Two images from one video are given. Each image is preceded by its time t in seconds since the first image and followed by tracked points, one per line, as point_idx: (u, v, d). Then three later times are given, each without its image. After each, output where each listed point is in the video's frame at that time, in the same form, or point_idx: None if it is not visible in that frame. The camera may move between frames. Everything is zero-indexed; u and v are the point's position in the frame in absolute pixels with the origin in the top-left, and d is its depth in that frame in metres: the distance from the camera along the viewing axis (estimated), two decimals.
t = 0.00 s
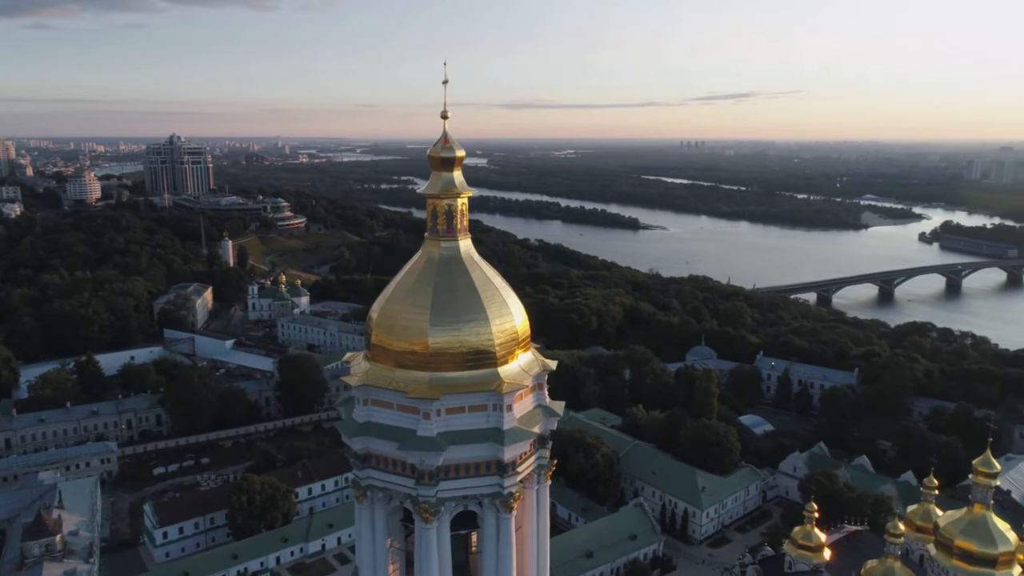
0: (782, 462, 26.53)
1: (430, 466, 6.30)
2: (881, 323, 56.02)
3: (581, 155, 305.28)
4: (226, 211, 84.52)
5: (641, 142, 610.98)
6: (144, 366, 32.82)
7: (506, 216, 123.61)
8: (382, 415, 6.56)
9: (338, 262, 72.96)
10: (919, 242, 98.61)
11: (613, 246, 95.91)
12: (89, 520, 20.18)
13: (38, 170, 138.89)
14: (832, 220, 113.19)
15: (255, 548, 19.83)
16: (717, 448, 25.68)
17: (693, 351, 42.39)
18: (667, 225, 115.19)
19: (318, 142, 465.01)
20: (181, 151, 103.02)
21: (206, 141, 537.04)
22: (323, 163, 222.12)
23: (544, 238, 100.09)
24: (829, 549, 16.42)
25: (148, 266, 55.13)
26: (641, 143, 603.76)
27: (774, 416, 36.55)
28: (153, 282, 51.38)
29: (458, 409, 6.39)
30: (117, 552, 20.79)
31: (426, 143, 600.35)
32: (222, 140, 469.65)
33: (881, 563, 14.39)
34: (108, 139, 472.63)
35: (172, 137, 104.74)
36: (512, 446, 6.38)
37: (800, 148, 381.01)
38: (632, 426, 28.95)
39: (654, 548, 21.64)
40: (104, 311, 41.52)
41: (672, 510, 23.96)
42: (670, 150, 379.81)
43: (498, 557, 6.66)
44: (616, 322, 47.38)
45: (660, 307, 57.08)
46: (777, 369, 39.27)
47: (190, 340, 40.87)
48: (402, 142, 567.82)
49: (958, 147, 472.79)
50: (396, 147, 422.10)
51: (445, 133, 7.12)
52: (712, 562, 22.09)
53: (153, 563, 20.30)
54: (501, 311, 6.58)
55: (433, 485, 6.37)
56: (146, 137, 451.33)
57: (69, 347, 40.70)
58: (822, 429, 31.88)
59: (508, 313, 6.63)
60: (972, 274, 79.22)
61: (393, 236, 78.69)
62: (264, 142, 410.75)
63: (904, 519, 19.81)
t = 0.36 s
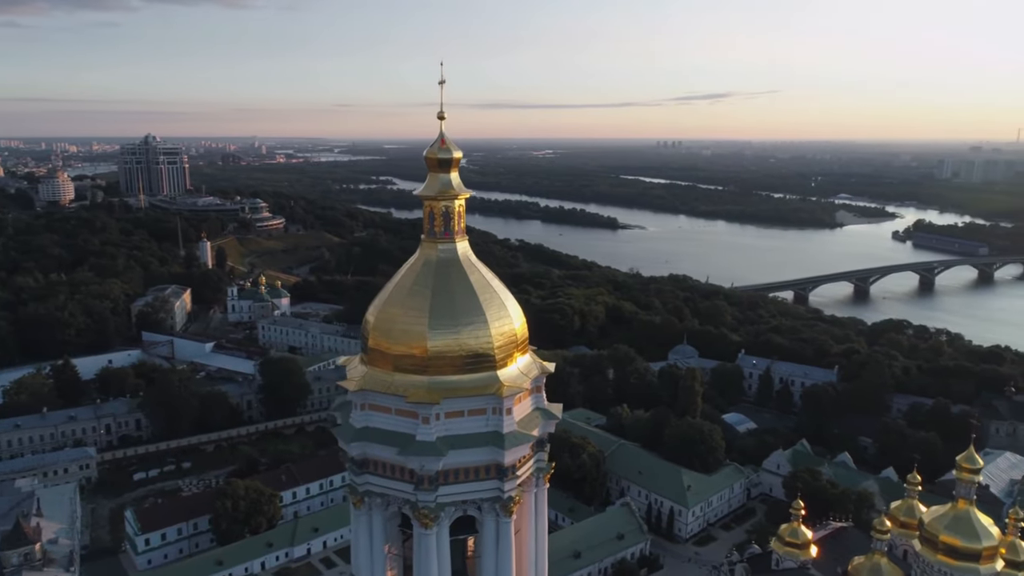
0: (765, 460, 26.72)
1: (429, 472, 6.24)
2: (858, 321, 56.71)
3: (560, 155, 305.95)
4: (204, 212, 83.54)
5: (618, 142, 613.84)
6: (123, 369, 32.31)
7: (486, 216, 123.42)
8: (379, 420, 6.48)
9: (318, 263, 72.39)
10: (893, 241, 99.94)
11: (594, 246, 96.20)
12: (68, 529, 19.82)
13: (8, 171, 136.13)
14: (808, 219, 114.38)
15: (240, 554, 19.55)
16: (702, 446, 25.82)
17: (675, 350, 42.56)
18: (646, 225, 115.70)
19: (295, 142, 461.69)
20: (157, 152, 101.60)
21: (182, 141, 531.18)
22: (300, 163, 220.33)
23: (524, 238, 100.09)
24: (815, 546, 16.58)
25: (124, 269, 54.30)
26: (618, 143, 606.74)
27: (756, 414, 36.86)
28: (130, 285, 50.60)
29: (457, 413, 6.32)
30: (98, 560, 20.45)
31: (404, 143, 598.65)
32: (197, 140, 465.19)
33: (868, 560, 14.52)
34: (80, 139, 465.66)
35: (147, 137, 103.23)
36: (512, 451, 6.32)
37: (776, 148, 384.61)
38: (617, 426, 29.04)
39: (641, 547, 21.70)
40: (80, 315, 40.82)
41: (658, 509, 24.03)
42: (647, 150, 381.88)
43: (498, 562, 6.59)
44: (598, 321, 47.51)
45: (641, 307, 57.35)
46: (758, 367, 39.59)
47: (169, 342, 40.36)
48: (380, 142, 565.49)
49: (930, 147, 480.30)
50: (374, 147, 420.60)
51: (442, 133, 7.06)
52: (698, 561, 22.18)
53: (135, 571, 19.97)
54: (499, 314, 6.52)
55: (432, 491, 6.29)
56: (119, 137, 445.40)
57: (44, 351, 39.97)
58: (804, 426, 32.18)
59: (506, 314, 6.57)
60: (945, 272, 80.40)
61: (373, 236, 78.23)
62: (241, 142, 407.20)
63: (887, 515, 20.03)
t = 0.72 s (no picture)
0: (748, 458, 26.90)
1: (429, 478, 6.17)
2: (834, 319, 57.40)
3: (537, 155, 306.26)
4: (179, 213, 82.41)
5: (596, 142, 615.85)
6: (99, 374, 31.75)
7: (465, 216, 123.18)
8: (376, 425, 6.41)
9: (296, 264, 71.77)
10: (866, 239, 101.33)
11: (573, 246, 96.39)
12: (47, 538, 19.45)
13: None
14: (783, 218, 115.56)
15: (223, 561, 19.24)
16: (686, 445, 25.95)
17: (656, 349, 42.69)
18: (625, 224, 116.16)
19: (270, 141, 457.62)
20: (131, 152, 100.07)
21: (156, 141, 523.79)
22: (277, 163, 218.26)
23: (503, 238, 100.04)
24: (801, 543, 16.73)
25: (99, 271, 53.40)
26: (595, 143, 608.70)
27: (737, 412, 37.14)
28: (105, 288, 49.78)
29: (456, 418, 6.27)
30: (78, 569, 20.09)
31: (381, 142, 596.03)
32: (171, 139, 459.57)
33: (854, 557, 14.68)
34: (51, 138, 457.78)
35: (121, 137, 101.62)
36: (512, 455, 6.27)
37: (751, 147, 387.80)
38: (601, 426, 29.11)
39: (627, 547, 21.75)
40: (55, 318, 40.07)
41: (643, 508, 24.12)
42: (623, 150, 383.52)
43: (496, 568, 6.54)
44: (580, 321, 47.60)
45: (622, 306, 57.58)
46: (739, 365, 39.88)
47: (147, 346, 39.78)
48: (357, 142, 562.14)
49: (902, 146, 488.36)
50: (350, 146, 418.33)
51: (438, 135, 6.98)
52: (684, 560, 22.29)
53: None
54: (498, 316, 6.47)
55: (431, 497, 6.24)
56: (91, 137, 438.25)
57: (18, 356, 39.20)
58: (785, 424, 32.44)
59: (504, 317, 6.53)
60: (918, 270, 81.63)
61: (351, 237, 77.72)
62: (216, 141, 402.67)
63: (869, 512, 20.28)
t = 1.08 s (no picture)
0: (734, 457, 27.04)
1: (430, 484, 6.10)
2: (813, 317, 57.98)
3: (517, 155, 306.43)
4: (157, 214, 81.38)
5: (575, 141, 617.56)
6: (78, 379, 31.23)
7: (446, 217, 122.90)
8: (376, 431, 6.33)
9: (277, 266, 71.19)
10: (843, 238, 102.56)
11: (554, 245, 96.52)
12: (26, 547, 19.09)
13: None
14: (762, 217, 116.54)
15: (208, 568, 18.97)
16: (672, 444, 26.02)
17: (640, 349, 42.82)
18: (605, 224, 116.51)
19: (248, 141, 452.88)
20: (107, 152, 98.64)
21: (131, 142, 516.73)
22: (255, 164, 216.24)
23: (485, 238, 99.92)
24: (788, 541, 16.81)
25: (76, 274, 52.59)
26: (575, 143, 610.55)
27: (721, 411, 37.38)
28: (83, 290, 49.04)
29: (457, 423, 6.21)
30: None
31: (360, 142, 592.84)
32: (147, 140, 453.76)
33: (843, 554, 14.77)
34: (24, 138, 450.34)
35: (96, 137, 100.12)
36: (513, 460, 6.22)
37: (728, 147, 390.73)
38: (587, 426, 29.15)
39: (615, 547, 21.79)
40: (31, 322, 39.37)
41: (630, 508, 24.17)
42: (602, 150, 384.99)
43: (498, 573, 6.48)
44: (564, 321, 47.66)
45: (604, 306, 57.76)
46: (723, 364, 40.13)
47: (126, 350, 39.24)
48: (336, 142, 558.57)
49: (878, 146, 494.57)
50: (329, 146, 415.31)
51: (435, 138, 6.92)
52: (672, 559, 22.37)
53: None
54: (497, 320, 6.41)
55: (433, 503, 6.16)
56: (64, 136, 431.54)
57: None
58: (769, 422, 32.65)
59: (504, 321, 6.47)
60: (893, 268, 82.74)
61: (332, 237, 77.22)
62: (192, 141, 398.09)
63: (854, 510, 20.47)
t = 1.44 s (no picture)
0: (717, 455, 27.22)
1: (430, 490, 6.03)
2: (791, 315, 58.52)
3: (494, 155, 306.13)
4: (131, 216, 80.09)
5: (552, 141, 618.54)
6: (53, 384, 30.63)
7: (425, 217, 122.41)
8: (373, 437, 6.26)
9: (255, 267, 70.42)
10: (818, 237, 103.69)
11: (533, 245, 96.54)
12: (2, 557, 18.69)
13: None
14: (738, 217, 117.44)
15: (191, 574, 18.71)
16: (656, 443, 26.12)
17: (621, 348, 42.99)
18: (583, 224, 116.70)
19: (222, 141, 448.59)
20: (79, 153, 96.92)
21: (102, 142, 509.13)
22: (230, 164, 213.72)
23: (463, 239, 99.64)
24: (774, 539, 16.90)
25: (49, 276, 51.60)
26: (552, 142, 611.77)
27: (703, 409, 37.60)
28: (56, 293, 48.13)
29: (456, 428, 6.15)
30: None
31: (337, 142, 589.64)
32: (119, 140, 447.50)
33: (830, 551, 14.90)
34: None
35: (68, 137, 98.29)
36: (514, 464, 6.17)
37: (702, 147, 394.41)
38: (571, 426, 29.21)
39: (601, 546, 21.82)
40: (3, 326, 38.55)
41: (616, 507, 24.22)
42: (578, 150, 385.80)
43: None
44: (545, 322, 47.68)
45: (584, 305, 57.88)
46: (704, 363, 40.37)
47: (102, 354, 38.59)
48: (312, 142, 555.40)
49: (849, 146, 501.59)
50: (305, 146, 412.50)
51: (432, 140, 6.86)
52: (658, 557, 22.45)
53: None
54: (497, 322, 6.36)
55: (432, 509, 6.10)
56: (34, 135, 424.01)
57: None
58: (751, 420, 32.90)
59: (504, 324, 6.41)
60: (867, 267, 83.78)
61: (310, 238, 76.52)
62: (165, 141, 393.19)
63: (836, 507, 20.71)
